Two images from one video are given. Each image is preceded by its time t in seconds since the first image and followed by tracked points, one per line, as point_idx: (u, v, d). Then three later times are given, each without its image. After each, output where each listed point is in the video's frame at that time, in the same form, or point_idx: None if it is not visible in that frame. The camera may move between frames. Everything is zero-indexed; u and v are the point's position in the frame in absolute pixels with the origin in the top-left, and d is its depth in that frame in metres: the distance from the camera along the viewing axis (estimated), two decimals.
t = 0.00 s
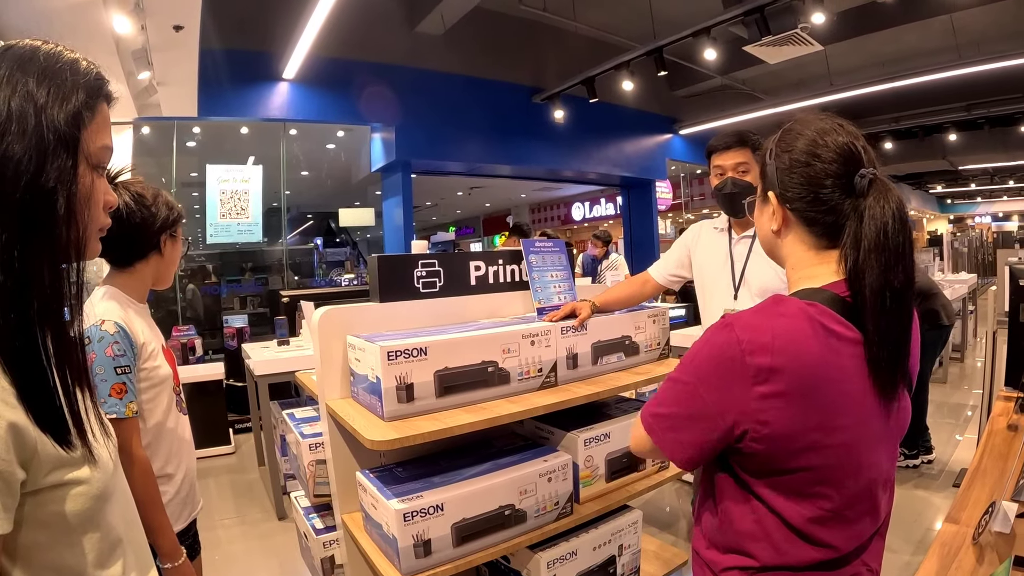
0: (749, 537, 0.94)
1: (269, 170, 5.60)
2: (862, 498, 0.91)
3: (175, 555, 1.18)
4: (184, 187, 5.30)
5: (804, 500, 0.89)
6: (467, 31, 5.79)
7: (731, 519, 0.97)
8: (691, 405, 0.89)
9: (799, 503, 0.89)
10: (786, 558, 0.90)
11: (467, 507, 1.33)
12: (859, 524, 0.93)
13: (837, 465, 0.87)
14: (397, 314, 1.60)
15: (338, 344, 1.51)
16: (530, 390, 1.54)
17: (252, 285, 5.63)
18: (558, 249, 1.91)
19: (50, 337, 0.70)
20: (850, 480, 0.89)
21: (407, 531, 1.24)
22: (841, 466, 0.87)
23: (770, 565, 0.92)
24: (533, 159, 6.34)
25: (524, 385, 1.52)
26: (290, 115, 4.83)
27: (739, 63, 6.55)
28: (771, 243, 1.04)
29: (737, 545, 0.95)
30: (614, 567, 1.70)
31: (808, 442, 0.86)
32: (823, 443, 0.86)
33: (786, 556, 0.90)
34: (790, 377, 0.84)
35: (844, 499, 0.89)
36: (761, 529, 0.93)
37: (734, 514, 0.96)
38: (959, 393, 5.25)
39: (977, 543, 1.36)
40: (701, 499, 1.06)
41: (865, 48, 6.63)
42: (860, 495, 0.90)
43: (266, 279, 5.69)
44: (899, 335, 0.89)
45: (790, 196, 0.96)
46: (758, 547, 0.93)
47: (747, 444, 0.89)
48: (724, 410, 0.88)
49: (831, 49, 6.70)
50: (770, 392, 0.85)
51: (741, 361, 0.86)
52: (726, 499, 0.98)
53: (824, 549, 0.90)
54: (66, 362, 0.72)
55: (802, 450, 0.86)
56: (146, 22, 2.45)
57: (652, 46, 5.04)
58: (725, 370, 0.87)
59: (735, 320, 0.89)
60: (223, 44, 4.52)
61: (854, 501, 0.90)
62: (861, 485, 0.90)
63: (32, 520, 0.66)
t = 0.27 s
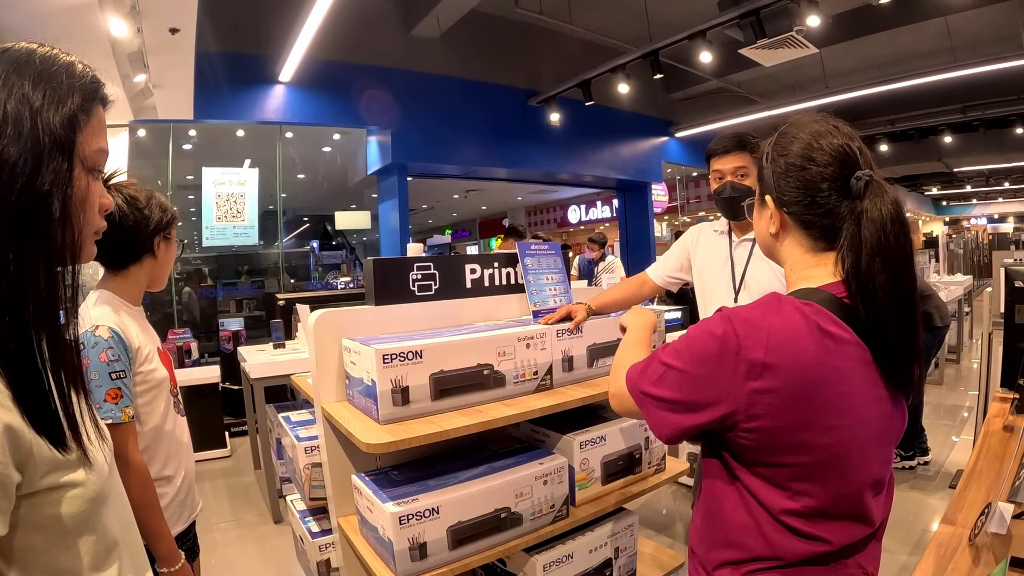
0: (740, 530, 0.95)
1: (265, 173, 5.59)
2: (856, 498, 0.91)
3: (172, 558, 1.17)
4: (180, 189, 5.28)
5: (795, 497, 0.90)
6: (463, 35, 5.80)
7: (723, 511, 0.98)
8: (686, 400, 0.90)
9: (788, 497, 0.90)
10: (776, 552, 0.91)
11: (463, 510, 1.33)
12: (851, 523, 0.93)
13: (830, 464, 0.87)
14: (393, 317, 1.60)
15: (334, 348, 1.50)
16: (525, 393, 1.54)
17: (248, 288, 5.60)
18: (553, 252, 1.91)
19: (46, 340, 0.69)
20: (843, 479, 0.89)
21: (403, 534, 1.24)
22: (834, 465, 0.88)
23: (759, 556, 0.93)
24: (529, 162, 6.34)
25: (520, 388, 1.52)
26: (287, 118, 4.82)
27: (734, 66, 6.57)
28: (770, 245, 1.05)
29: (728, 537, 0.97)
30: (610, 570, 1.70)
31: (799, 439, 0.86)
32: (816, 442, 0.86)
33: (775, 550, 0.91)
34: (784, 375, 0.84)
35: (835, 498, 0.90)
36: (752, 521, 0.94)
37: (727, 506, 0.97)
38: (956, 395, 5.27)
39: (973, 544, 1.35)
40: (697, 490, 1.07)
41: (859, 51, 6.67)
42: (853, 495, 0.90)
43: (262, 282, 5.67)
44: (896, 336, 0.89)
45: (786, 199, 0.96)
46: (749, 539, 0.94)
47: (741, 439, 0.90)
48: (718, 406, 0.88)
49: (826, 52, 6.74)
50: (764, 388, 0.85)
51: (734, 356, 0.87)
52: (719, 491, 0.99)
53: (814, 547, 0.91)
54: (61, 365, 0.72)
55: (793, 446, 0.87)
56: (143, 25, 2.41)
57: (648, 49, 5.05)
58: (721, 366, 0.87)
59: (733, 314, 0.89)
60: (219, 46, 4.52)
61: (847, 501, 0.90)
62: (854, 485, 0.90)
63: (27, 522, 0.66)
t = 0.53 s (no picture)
0: (736, 532, 0.95)
1: (261, 176, 5.58)
2: (849, 503, 0.91)
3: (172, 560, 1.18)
4: (176, 192, 5.27)
5: (789, 500, 0.90)
6: (459, 38, 5.81)
7: (718, 513, 0.98)
8: (682, 402, 0.90)
9: (782, 500, 0.90)
10: (770, 555, 0.91)
11: (459, 513, 1.32)
12: (845, 527, 0.93)
13: (823, 468, 0.87)
14: (389, 321, 1.59)
15: (329, 352, 1.49)
16: (522, 396, 1.53)
17: (244, 292, 5.59)
18: (549, 255, 1.93)
19: (39, 343, 0.69)
20: (836, 483, 0.88)
21: (399, 538, 1.23)
22: (828, 470, 0.87)
23: (755, 560, 0.93)
24: (525, 165, 6.34)
25: (516, 391, 1.52)
26: (283, 121, 4.82)
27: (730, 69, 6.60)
28: (768, 247, 1.05)
29: (723, 539, 0.97)
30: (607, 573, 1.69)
31: (793, 443, 0.86)
32: (809, 446, 0.86)
33: (770, 553, 0.91)
34: (778, 380, 0.84)
35: (828, 502, 0.89)
36: (747, 524, 0.94)
37: (722, 508, 0.97)
38: (952, 396, 5.29)
39: (970, 546, 1.35)
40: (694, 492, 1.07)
41: (855, 53, 6.70)
42: (847, 499, 0.90)
43: (258, 285, 5.65)
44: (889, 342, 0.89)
45: (782, 202, 0.97)
46: (743, 541, 0.94)
47: (735, 442, 0.90)
48: (713, 409, 0.88)
49: (822, 54, 6.76)
50: (757, 393, 0.85)
51: (729, 362, 0.87)
52: (715, 493, 0.99)
53: (807, 550, 0.91)
54: (56, 368, 0.71)
55: (787, 451, 0.87)
56: (139, 27, 2.39)
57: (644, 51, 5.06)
58: (716, 370, 0.87)
59: (728, 320, 0.90)
60: (216, 49, 4.51)
61: (840, 505, 0.90)
62: (848, 490, 0.90)
63: (21, 526, 0.65)
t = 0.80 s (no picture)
0: (735, 536, 0.95)
1: (259, 179, 5.57)
2: (848, 508, 0.90)
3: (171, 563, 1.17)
4: (173, 195, 5.26)
5: (786, 504, 0.90)
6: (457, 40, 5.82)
7: (718, 517, 0.98)
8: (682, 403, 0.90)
9: (781, 504, 0.90)
10: (769, 559, 0.91)
11: (458, 516, 1.32)
12: (844, 532, 0.93)
13: (822, 472, 0.87)
14: (387, 324, 1.59)
15: (326, 355, 1.49)
16: (520, 399, 1.53)
17: (242, 294, 5.58)
18: (548, 258, 1.93)
19: (34, 346, 0.68)
20: (834, 488, 0.88)
21: (397, 541, 1.23)
22: (826, 474, 0.87)
23: (755, 564, 0.93)
24: (523, 168, 6.34)
25: (514, 395, 1.52)
26: (281, 124, 4.81)
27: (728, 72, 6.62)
28: (766, 251, 1.05)
29: (723, 544, 0.96)
30: None
31: (792, 448, 0.86)
32: (808, 450, 0.86)
33: (769, 558, 0.91)
34: (775, 382, 0.84)
35: (827, 506, 0.89)
36: (746, 527, 0.94)
37: (721, 512, 0.97)
38: (950, 398, 5.29)
39: (970, 547, 1.35)
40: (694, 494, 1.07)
41: (851, 56, 6.72)
42: (845, 504, 0.90)
43: (256, 288, 5.64)
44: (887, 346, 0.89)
45: (780, 204, 0.97)
46: (743, 545, 0.94)
47: (734, 445, 0.90)
48: (711, 411, 0.89)
49: (819, 57, 6.79)
50: (756, 396, 0.85)
51: (727, 364, 0.87)
52: (714, 497, 0.99)
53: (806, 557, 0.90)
54: (51, 371, 0.71)
55: (786, 455, 0.86)
56: (137, 29, 2.39)
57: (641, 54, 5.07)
58: (713, 372, 0.88)
59: (726, 323, 0.90)
60: (214, 52, 4.51)
61: (838, 510, 0.90)
62: (846, 494, 0.89)
63: (18, 530, 0.65)
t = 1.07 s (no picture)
0: (735, 536, 0.95)
1: (258, 181, 5.56)
2: (848, 508, 0.90)
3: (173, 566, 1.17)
4: (172, 198, 5.25)
5: (786, 504, 0.89)
6: (455, 43, 5.83)
7: (718, 518, 0.97)
8: (684, 403, 0.90)
9: (781, 504, 0.90)
10: (770, 560, 0.91)
11: (458, 520, 1.31)
12: (844, 532, 0.92)
13: (822, 473, 0.87)
14: (386, 327, 1.58)
15: (326, 358, 1.49)
16: (520, 402, 1.53)
17: (241, 297, 5.58)
18: (547, 260, 1.93)
19: (32, 348, 0.68)
20: (835, 488, 0.88)
21: (397, 545, 1.22)
22: (826, 474, 0.87)
23: (754, 564, 0.92)
24: (522, 170, 6.34)
25: (514, 397, 1.51)
26: (280, 126, 4.81)
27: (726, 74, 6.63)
28: (764, 257, 1.04)
29: (723, 544, 0.96)
30: None
31: (793, 447, 0.85)
32: (808, 450, 0.86)
33: (769, 558, 0.91)
34: (776, 380, 0.84)
35: (828, 506, 0.89)
36: (747, 528, 0.93)
37: (721, 512, 0.97)
38: (950, 399, 5.29)
39: (970, 549, 1.34)
40: (694, 494, 1.07)
41: (850, 58, 6.74)
42: (846, 504, 0.90)
43: (255, 291, 5.63)
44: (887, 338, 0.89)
45: (774, 204, 0.97)
46: (743, 546, 0.93)
47: (735, 444, 0.90)
48: (713, 410, 0.89)
49: (818, 59, 6.81)
50: (756, 395, 0.85)
51: (728, 363, 0.86)
52: (715, 496, 0.99)
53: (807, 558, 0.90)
54: (50, 374, 0.70)
55: (787, 454, 0.86)
56: (136, 31, 2.39)
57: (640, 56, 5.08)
58: (715, 371, 0.88)
59: (726, 322, 0.90)
60: (212, 54, 4.51)
61: (838, 510, 0.90)
62: (847, 494, 0.89)
63: (16, 535, 0.64)
